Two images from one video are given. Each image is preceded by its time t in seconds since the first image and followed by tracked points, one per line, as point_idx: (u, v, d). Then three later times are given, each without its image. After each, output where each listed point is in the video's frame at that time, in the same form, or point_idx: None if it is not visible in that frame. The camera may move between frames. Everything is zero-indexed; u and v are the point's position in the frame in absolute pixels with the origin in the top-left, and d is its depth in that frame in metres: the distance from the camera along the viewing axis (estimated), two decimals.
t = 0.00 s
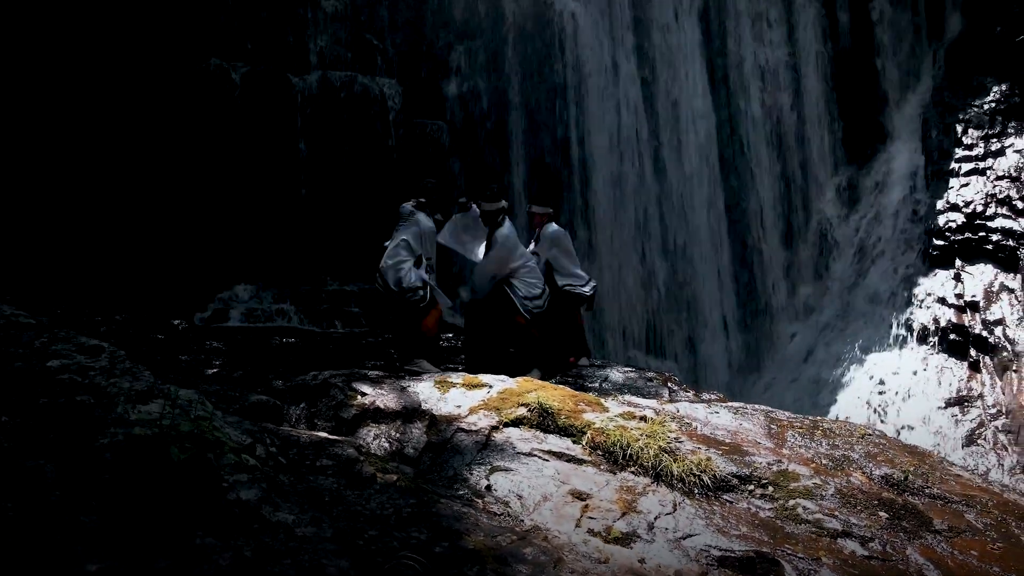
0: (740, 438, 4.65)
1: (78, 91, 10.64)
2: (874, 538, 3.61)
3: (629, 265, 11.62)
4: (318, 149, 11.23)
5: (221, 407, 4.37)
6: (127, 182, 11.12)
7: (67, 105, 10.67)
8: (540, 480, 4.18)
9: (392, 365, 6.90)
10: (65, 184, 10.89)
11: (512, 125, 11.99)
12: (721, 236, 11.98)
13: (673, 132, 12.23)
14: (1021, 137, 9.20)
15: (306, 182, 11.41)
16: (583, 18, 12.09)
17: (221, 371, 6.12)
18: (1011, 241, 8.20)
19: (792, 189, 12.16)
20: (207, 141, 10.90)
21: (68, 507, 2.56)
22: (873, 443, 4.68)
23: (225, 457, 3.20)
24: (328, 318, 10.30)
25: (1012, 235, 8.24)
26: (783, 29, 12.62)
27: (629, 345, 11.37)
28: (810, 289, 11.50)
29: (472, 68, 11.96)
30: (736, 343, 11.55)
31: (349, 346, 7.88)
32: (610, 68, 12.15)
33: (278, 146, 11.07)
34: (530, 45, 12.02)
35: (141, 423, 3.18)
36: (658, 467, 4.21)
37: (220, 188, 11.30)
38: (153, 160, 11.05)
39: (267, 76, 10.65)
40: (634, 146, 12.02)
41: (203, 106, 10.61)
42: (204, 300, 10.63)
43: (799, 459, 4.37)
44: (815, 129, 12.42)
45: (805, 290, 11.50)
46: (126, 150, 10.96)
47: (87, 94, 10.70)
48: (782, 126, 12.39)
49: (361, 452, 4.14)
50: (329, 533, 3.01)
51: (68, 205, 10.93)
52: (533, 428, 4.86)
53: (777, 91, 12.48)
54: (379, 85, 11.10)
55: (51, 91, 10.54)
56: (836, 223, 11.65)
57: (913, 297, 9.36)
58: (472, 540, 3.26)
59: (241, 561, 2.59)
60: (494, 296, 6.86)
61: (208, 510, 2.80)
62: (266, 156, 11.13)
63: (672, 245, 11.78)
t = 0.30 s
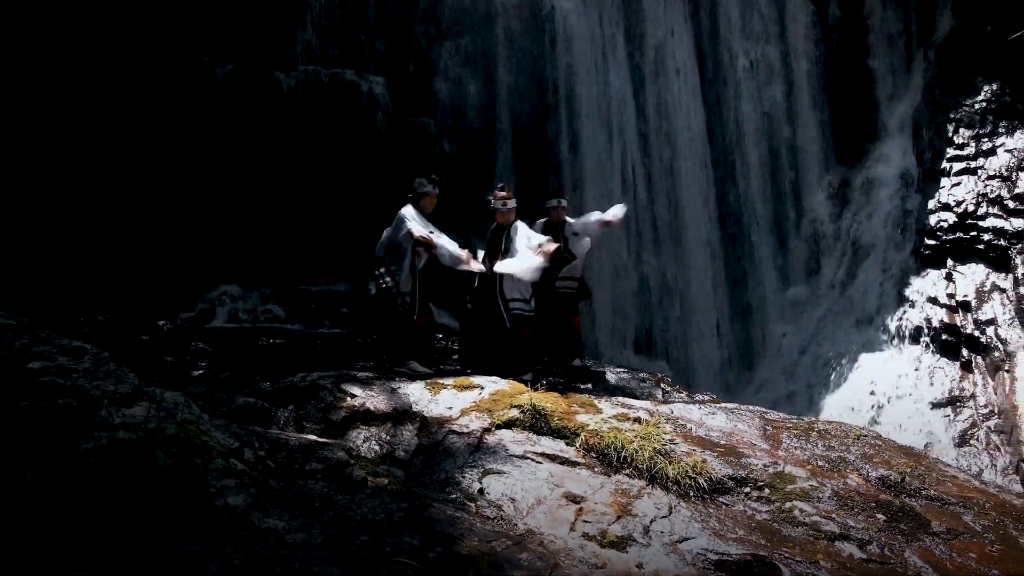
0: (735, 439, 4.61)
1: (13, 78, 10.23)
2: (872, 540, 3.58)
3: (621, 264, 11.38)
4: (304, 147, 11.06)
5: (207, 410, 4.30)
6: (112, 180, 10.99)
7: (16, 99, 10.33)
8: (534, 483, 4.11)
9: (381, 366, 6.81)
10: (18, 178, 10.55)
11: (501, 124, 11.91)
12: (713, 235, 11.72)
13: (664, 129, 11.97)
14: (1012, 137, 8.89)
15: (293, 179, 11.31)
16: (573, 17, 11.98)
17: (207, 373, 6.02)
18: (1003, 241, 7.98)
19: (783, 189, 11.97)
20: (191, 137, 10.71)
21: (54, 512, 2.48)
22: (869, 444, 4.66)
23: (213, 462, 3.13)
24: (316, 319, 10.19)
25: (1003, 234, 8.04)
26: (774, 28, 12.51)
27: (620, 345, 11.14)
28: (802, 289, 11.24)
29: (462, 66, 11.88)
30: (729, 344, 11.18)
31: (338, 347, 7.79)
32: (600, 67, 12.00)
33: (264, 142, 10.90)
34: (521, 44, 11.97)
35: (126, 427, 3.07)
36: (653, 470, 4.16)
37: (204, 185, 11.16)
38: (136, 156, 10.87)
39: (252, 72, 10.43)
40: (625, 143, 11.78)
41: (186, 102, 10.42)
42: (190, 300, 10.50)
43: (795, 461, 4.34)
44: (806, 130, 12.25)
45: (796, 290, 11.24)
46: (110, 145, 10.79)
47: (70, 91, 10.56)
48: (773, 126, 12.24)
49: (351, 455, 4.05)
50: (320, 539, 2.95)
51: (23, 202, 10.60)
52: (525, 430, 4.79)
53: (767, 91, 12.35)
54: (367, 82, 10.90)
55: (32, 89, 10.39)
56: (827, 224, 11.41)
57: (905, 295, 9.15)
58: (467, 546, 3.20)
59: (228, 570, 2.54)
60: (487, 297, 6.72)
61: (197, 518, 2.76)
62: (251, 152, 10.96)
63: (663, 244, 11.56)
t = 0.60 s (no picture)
0: (731, 441, 4.57)
1: None
2: (871, 544, 3.54)
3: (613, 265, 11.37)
4: (291, 145, 10.94)
5: (194, 415, 4.21)
6: (78, 177, 10.51)
7: None
8: (528, 486, 4.05)
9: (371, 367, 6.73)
10: None
11: (493, 123, 11.84)
12: (705, 234, 11.63)
13: (656, 128, 11.89)
14: (1003, 137, 8.80)
15: (281, 177, 11.22)
16: (564, 15, 11.91)
17: (193, 376, 5.91)
18: (995, 241, 7.94)
19: (776, 188, 11.90)
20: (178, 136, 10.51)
21: (25, 537, 2.43)
22: (864, 445, 4.64)
23: (201, 467, 3.07)
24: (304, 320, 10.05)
25: (995, 234, 7.99)
26: (768, 25, 12.29)
27: (612, 347, 11.15)
28: (795, 288, 11.14)
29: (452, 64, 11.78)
30: (721, 344, 11.12)
31: (327, 349, 7.69)
32: (592, 66, 11.89)
33: (251, 139, 10.78)
34: (512, 41, 11.88)
35: (110, 433, 3.03)
36: (648, 473, 4.11)
37: (190, 183, 10.97)
38: (110, 153, 10.47)
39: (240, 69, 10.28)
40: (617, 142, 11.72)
41: (173, 97, 10.18)
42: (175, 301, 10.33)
43: (792, 464, 4.30)
44: (800, 128, 12.10)
45: (789, 290, 11.13)
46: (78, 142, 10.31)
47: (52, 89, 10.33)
48: (766, 124, 12.11)
49: (342, 458, 3.97)
50: (311, 547, 2.90)
51: None
52: (519, 433, 4.73)
53: (761, 89, 12.20)
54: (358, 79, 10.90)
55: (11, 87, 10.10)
56: (819, 224, 11.37)
57: (896, 297, 9.19)
58: (461, 552, 3.14)
59: None
60: (482, 294, 6.73)
61: (183, 528, 2.71)
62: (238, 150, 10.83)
63: (654, 244, 11.54)
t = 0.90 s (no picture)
0: (725, 444, 4.52)
1: None
2: (868, 548, 3.50)
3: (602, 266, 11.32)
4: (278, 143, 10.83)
5: (177, 418, 4.10)
6: (54, 172, 10.23)
7: None
8: (521, 490, 3.97)
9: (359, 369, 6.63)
10: None
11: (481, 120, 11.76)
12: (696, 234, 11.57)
13: (646, 127, 11.79)
14: (994, 136, 9.21)
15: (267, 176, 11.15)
16: (554, 13, 11.81)
17: (177, 378, 5.79)
18: (987, 241, 8.15)
19: (766, 187, 11.86)
20: (165, 133, 10.50)
21: None
22: (860, 448, 4.61)
23: (185, 474, 2.99)
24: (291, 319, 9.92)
25: (986, 234, 8.22)
26: (758, 25, 12.27)
27: (602, 348, 11.08)
28: (786, 288, 11.16)
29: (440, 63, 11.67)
30: (712, 343, 11.04)
31: (313, 350, 7.58)
32: (581, 65, 11.80)
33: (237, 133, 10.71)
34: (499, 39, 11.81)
35: (91, 438, 3.02)
36: (643, 476, 4.04)
37: (178, 181, 10.88)
38: (91, 148, 10.32)
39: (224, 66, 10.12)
40: (608, 142, 11.66)
41: (156, 94, 10.13)
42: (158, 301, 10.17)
43: (788, 466, 4.26)
44: (790, 127, 12.10)
45: (780, 290, 11.15)
46: (57, 137, 10.09)
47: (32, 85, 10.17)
48: (756, 123, 12.06)
49: (330, 463, 3.87)
50: (299, 556, 2.82)
51: None
52: (510, 436, 4.65)
53: (752, 88, 12.16)
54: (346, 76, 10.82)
55: None
56: (811, 223, 11.37)
57: (889, 299, 9.21)
58: (453, 560, 3.05)
59: None
60: (472, 292, 6.63)
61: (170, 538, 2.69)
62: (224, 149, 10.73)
63: (644, 244, 11.46)
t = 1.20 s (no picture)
0: (723, 446, 4.48)
1: None
2: (868, 552, 3.46)
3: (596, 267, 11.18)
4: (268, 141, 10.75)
5: (164, 422, 4.00)
6: (52, 170, 10.35)
7: None
8: (516, 494, 3.90)
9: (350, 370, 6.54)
10: None
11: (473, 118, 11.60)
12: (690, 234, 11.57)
13: (640, 127, 11.79)
14: (989, 135, 9.18)
15: (257, 173, 10.94)
16: (547, 11, 11.69)
17: (164, 379, 5.69)
18: (982, 240, 8.18)
19: (760, 187, 11.88)
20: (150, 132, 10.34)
21: None
22: (858, 450, 4.58)
23: (172, 479, 2.95)
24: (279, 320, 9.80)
25: (981, 234, 8.25)
26: (751, 24, 12.28)
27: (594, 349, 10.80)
28: (780, 288, 11.15)
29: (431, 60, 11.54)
30: (706, 345, 11.00)
31: (303, 350, 7.49)
32: (574, 64, 11.76)
33: (226, 129, 10.57)
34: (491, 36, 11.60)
35: (75, 444, 2.97)
36: (640, 480, 3.99)
37: (162, 179, 10.72)
38: (85, 146, 10.34)
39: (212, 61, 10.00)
40: (601, 142, 11.63)
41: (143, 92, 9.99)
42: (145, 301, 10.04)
43: (785, 469, 4.21)
44: (783, 127, 12.14)
45: (774, 290, 11.15)
46: (31, 132, 10.13)
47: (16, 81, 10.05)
48: (750, 124, 12.09)
49: (321, 467, 3.78)
50: (289, 563, 2.73)
51: None
52: (504, 439, 4.59)
53: (746, 88, 12.16)
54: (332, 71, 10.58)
55: None
56: (806, 221, 11.30)
57: (881, 297, 9.24)
58: (447, 566, 2.97)
59: None
60: (467, 292, 6.52)
61: (154, 544, 2.59)
62: (213, 146, 10.65)
63: (637, 244, 11.38)
